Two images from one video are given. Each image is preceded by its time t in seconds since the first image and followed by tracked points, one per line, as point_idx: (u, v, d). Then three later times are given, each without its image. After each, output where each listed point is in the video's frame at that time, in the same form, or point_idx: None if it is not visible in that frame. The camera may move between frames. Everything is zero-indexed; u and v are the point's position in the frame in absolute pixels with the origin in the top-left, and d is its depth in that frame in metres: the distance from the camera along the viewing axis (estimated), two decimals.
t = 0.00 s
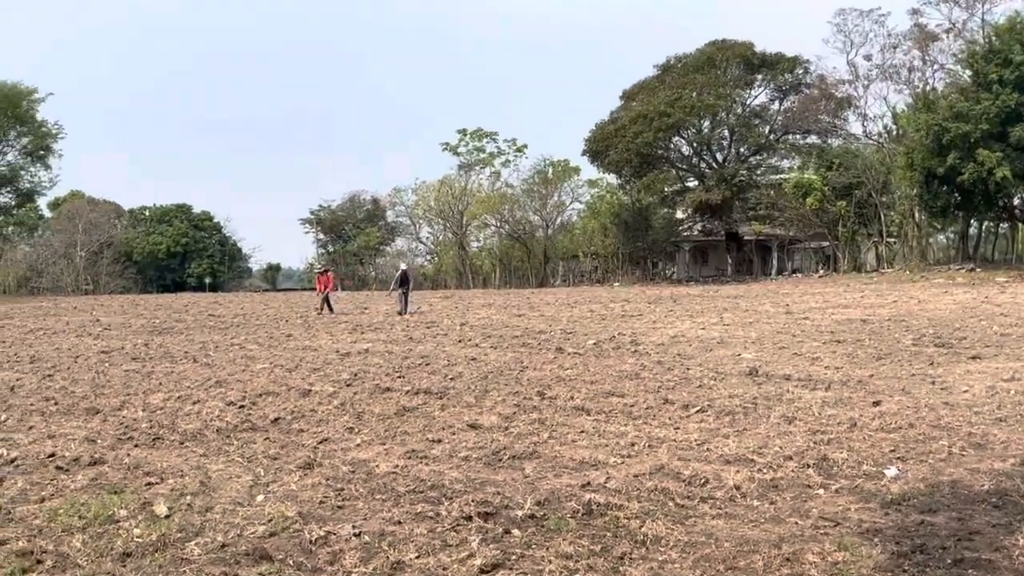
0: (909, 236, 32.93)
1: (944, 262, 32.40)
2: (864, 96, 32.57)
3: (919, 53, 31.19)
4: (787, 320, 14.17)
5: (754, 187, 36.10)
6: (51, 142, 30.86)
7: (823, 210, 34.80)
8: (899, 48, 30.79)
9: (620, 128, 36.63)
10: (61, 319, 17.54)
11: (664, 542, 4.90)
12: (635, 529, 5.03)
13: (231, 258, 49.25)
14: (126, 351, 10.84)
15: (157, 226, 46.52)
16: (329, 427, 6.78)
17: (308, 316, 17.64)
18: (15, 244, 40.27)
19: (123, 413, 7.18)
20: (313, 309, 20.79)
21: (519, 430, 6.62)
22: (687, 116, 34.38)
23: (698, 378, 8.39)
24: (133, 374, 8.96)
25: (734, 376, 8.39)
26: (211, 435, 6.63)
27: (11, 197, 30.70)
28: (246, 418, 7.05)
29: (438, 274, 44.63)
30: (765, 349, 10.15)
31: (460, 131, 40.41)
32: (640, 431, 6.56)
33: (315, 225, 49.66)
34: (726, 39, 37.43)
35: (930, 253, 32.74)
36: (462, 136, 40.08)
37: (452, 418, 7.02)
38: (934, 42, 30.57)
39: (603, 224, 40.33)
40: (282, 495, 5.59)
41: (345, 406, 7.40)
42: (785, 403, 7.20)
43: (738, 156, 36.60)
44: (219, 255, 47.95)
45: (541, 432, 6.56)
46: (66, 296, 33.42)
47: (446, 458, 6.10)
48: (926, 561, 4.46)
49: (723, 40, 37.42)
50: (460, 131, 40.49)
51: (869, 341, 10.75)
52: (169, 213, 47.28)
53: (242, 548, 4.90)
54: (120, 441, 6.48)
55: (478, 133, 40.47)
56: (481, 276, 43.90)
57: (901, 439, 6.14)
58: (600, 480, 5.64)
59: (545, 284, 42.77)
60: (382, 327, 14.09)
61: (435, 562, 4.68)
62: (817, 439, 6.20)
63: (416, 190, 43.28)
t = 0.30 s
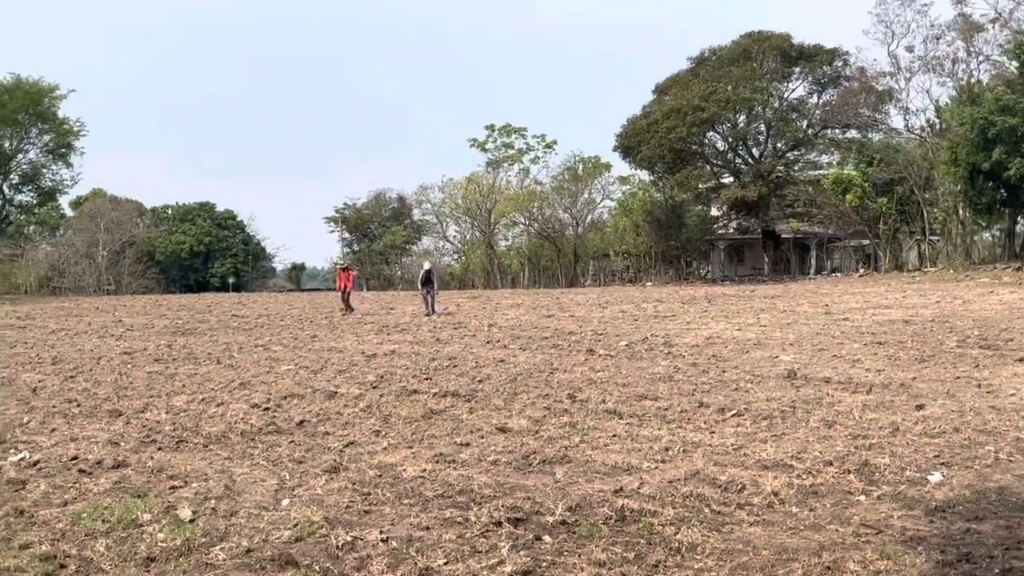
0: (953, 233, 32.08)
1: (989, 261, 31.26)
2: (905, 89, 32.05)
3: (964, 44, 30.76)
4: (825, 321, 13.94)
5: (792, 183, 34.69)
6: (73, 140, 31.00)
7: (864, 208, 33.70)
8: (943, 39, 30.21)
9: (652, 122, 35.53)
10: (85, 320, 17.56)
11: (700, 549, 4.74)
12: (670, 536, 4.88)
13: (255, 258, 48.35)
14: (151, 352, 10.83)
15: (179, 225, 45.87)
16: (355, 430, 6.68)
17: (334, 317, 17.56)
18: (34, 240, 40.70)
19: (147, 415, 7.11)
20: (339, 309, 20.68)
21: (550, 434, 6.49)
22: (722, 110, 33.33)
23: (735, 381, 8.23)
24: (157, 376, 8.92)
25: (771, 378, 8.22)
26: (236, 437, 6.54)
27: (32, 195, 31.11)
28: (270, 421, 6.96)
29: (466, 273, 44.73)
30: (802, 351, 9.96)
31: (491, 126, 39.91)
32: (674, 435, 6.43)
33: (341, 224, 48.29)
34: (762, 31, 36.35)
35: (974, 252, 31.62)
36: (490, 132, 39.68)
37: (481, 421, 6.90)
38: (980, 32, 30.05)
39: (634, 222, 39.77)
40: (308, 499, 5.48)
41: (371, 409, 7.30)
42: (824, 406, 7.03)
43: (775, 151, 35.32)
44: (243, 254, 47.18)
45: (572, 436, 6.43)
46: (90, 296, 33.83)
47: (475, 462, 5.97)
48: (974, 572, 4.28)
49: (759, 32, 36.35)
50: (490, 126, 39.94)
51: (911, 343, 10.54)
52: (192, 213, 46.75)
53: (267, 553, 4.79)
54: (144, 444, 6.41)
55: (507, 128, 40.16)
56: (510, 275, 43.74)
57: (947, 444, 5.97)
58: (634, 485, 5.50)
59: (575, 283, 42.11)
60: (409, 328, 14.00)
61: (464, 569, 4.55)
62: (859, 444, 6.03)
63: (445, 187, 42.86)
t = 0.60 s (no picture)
0: (986, 232, 31.10)
1: None
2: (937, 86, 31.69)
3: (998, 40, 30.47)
4: (857, 321, 13.79)
5: (823, 181, 34.75)
6: (104, 140, 31.17)
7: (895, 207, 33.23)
8: (976, 35, 29.90)
9: (681, 120, 35.56)
10: (114, 319, 17.56)
11: (731, 550, 4.71)
12: (701, 537, 4.85)
13: (284, 257, 47.89)
14: (179, 352, 10.87)
15: (209, 225, 45.59)
16: (384, 429, 6.71)
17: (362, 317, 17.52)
18: (66, 240, 41.56)
19: (176, 414, 7.15)
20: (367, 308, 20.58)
21: (579, 434, 6.49)
22: (751, 108, 33.23)
23: (765, 381, 8.19)
24: (186, 375, 8.97)
25: (801, 378, 8.17)
26: (265, 436, 6.57)
27: (64, 195, 31.33)
28: (299, 420, 6.98)
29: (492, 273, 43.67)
30: (834, 351, 9.89)
31: (518, 124, 39.57)
32: (704, 435, 6.42)
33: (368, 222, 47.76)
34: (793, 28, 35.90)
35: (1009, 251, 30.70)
36: (518, 131, 39.65)
37: (510, 420, 6.90)
38: (1014, 28, 29.70)
39: (663, 220, 39.33)
40: (337, 498, 5.50)
41: (399, 408, 7.32)
42: (856, 406, 6.99)
43: (806, 149, 35.09)
44: (272, 254, 46.67)
45: (601, 436, 6.42)
46: (117, 296, 32.83)
47: (503, 461, 5.98)
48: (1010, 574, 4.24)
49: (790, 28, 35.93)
50: (517, 124, 39.59)
51: (944, 342, 10.45)
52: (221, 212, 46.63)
53: (298, 551, 4.79)
54: (174, 442, 6.45)
55: (535, 128, 40.03)
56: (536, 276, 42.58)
57: (981, 445, 5.92)
58: (663, 486, 5.49)
59: (603, 283, 41.19)
60: (436, 327, 13.98)
61: (494, 568, 4.54)
62: (891, 444, 6.00)
63: (472, 187, 42.89)
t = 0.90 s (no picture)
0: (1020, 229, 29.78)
1: None
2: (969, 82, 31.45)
3: None
4: (887, 320, 13.65)
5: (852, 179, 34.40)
6: (130, 139, 31.27)
7: (925, 204, 32.56)
8: (1009, 31, 29.53)
9: (709, 118, 35.41)
10: (141, 319, 17.59)
11: (759, 552, 4.66)
12: (729, 537, 4.81)
13: (309, 256, 48.25)
14: (205, 351, 10.91)
15: (234, 224, 46.02)
16: (410, 429, 6.70)
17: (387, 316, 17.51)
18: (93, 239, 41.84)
19: (203, 413, 7.18)
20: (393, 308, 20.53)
21: (606, 434, 6.46)
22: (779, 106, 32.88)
23: (794, 381, 8.13)
24: (213, 374, 8.99)
25: (831, 378, 8.10)
26: (291, 435, 6.59)
27: (90, 195, 31.44)
28: (325, 419, 7.00)
29: (518, 272, 44.02)
30: (864, 351, 9.80)
31: (544, 123, 39.18)
32: (732, 435, 6.38)
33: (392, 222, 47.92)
34: (822, 24, 35.67)
35: None
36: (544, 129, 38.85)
37: (536, 420, 6.89)
38: None
39: (690, 219, 39.12)
40: (363, 497, 5.49)
41: (425, 407, 7.31)
42: (886, 407, 6.94)
43: (836, 146, 34.78)
44: (297, 253, 47.02)
45: (628, 436, 6.40)
46: (144, 296, 31.34)
47: (530, 461, 5.97)
48: None
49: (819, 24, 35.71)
50: (543, 122, 39.19)
51: (976, 342, 10.32)
52: (247, 211, 47.02)
53: (324, 551, 4.79)
54: (201, 441, 6.47)
55: (560, 125, 39.61)
56: (562, 274, 42.94)
57: (1016, 446, 5.85)
58: (691, 487, 5.45)
59: (631, 282, 40.81)
60: (461, 326, 13.95)
61: (521, 568, 4.51)
62: (923, 445, 5.94)
63: (497, 185, 42.93)
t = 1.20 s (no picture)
0: None
1: None
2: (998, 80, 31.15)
3: None
4: (916, 321, 13.54)
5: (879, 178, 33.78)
6: (155, 139, 31.46)
7: (954, 204, 31.98)
8: None
9: (734, 117, 35.23)
10: (167, 318, 17.66)
11: (785, 553, 4.63)
12: (753, 539, 4.78)
13: (333, 255, 48.10)
14: (230, 350, 10.96)
15: (258, 224, 45.92)
16: (433, 429, 6.72)
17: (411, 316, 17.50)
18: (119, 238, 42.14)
19: (227, 412, 7.22)
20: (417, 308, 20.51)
21: (630, 434, 6.45)
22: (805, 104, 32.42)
23: (820, 381, 8.09)
24: (237, 373, 9.03)
25: (857, 379, 8.05)
26: (316, 434, 6.61)
27: (115, 195, 31.60)
28: (349, 418, 7.02)
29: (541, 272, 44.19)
30: (890, 351, 9.75)
31: (567, 121, 39.06)
32: (757, 436, 6.35)
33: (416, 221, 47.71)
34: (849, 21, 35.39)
35: None
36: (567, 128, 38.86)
37: (559, 420, 6.88)
38: None
39: (714, 219, 38.91)
40: (387, 497, 5.49)
41: (448, 407, 7.32)
42: (912, 408, 6.90)
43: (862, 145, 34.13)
44: (320, 253, 46.91)
45: (652, 436, 6.39)
46: (170, 296, 31.43)
47: (553, 461, 5.96)
48: None
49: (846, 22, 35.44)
50: (567, 120, 39.08)
51: (1005, 343, 10.27)
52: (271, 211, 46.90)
53: (348, 550, 4.79)
54: (225, 441, 6.51)
55: (584, 124, 39.61)
56: (586, 274, 43.03)
57: None
58: (716, 488, 5.43)
59: (654, 282, 41.30)
60: (485, 326, 13.96)
61: (545, 569, 4.50)
62: (950, 447, 5.89)
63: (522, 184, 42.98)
